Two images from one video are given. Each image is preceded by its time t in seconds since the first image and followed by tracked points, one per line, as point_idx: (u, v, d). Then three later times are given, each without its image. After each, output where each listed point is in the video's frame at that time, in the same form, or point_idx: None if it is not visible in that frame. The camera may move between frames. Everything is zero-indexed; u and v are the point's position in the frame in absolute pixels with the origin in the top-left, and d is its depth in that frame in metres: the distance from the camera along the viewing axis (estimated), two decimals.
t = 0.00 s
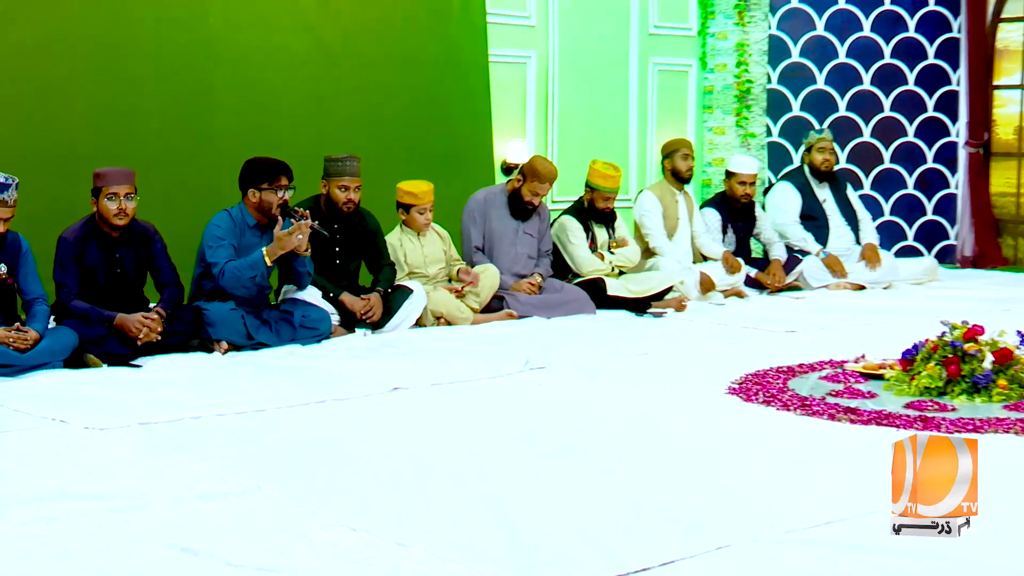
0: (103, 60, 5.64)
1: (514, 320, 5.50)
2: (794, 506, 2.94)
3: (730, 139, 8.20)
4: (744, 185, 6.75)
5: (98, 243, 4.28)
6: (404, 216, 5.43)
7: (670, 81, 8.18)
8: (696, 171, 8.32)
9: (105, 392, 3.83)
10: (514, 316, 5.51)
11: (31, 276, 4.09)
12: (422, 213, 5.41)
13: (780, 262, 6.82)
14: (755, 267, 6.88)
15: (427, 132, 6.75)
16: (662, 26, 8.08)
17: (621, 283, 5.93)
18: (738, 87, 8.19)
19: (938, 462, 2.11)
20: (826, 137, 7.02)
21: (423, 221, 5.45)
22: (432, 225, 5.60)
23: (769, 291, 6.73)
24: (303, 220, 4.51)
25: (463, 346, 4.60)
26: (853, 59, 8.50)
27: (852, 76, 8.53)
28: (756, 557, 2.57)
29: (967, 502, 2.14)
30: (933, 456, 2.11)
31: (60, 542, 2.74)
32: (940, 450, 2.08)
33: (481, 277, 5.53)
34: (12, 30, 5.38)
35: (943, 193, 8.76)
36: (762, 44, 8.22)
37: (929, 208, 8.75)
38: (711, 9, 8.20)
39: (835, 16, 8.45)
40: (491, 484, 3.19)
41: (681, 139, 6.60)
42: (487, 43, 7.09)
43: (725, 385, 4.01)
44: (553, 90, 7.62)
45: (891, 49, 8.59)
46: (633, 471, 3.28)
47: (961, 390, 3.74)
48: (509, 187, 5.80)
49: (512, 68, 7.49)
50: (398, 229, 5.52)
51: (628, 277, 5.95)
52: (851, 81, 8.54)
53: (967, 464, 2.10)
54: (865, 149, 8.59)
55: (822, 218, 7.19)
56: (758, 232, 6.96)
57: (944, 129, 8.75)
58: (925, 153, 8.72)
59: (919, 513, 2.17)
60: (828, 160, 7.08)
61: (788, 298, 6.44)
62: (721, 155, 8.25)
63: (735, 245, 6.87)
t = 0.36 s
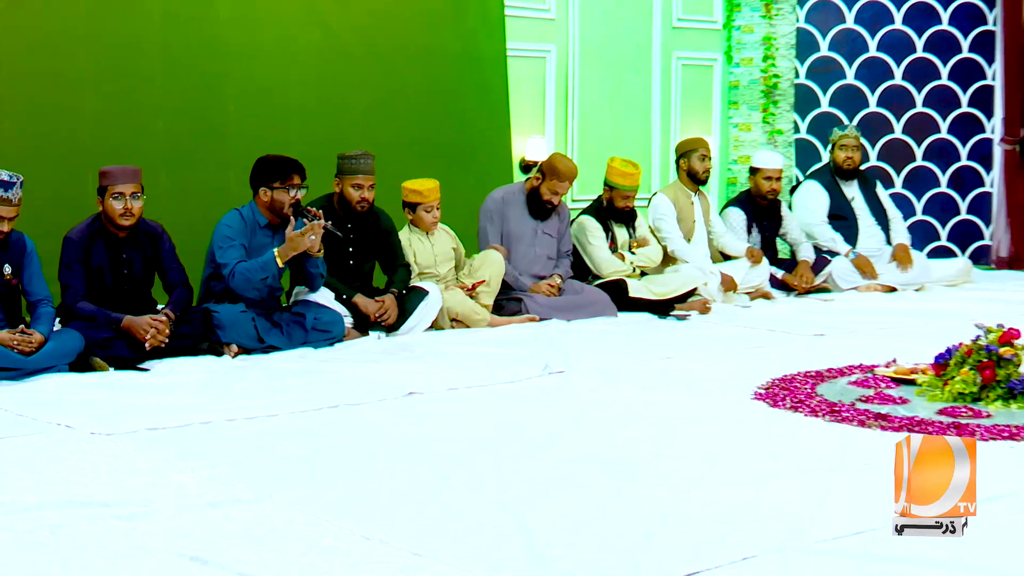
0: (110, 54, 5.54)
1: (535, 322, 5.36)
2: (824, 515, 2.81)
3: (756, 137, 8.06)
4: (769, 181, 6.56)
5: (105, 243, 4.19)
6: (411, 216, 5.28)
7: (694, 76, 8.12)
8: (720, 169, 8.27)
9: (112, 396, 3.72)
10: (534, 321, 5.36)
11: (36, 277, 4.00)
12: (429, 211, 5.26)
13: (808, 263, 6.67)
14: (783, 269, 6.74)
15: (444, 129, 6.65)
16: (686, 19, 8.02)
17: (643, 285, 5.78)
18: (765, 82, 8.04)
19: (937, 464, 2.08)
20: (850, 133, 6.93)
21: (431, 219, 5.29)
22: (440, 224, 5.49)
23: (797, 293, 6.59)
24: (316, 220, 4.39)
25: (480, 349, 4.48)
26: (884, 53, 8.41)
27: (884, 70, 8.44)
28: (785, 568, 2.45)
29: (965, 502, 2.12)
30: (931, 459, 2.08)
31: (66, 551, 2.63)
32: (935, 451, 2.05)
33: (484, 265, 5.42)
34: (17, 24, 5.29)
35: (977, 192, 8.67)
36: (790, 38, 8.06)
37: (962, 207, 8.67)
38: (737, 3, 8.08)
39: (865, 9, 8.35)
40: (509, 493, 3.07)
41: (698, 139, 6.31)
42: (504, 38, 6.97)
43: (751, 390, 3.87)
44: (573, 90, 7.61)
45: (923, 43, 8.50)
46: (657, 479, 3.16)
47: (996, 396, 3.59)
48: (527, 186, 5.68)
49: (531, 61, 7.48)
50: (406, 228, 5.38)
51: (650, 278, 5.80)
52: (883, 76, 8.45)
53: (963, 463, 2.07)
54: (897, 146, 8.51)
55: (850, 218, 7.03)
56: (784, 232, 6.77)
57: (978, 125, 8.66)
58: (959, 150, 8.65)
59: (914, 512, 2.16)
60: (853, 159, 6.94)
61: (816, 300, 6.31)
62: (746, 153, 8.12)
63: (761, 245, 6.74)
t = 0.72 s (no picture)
0: (118, 45, 5.44)
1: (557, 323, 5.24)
2: (855, 526, 2.68)
3: (782, 134, 8.15)
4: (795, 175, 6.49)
5: (111, 243, 4.09)
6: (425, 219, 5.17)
7: (719, 70, 8.19)
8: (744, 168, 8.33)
9: (118, 402, 3.62)
10: (554, 321, 5.21)
11: (40, 278, 3.90)
12: (443, 214, 5.16)
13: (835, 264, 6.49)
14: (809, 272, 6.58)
15: (460, 124, 6.54)
16: (710, 12, 8.10)
17: (665, 287, 5.66)
18: (792, 77, 8.11)
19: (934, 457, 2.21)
20: (876, 129, 6.78)
21: (445, 222, 5.19)
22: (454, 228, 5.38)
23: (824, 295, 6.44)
24: (328, 220, 4.29)
25: (495, 353, 4.36)
26: (915, 47, 8.31)
27: (915, 65, 8.35)
28: None
29: (962, 501, 2.22)
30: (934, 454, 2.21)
31: (68, 561, 2.52)
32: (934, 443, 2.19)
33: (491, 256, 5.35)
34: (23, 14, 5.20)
35: (1011, 192, 8.52)
36: (817, 31, 8.09)
37: (996, 207, 8.52)
38: None
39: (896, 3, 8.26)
40: (527, 501, 2.95)
41: (715, 147, 6.18)
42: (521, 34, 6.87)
43: (777, 396, 3.75)
44: (593, 84, 7.64)
45: (956, 36, 8.37)
46: (680, 488, 3.03)
47: None
48: (545, 185, 5.57)
49: (549, 55, 7.49)
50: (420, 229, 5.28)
51: (672, 280, 5.68)
52: (913, 71, 8.36)
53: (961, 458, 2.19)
54: (930, 142, 8.41)
55: (879, 218, 6.89)
56: (810, 232, 6.68)
57: (1012, 122, 8.50)
58: (993, 148, 8.51)
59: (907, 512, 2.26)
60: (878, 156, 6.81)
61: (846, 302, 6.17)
62: (772, 150, 8.20)
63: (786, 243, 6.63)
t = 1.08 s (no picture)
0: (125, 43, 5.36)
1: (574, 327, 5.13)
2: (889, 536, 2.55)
3: (808, 131, 8.06)
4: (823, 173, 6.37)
5: (116, 245, 4.01)
6: (449, 214, 5.10)
7: (743, 66, 8.09)
8: (770, 167, 8.22)
9: (123, 408, 3.52)
10: (574, 326, 5.11)
11: (44, 281, 3.81)
12: (469, 210, 5.10)
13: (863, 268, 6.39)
14: (837, 274, 6.45)
15: (476, 123, 6.43)
16: (734, 6, 7.98)
17: (687, 290, 5.57)
18: (818, 72, 8.01)
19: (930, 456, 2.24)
20: (904, 129, 6.65)
21: (468, 219, 5.12)
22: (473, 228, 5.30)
23: (851, 298, 6.33)
24: (340, 221, 4.18)
25: (511, 359, 4.24)
26: (946, 41, 8.18)
27: (946, 61, 8.22)
28: None
29: (958, 501, 2.26)
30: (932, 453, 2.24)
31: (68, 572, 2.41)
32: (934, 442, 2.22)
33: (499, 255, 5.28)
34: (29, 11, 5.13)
35: None
36: (846, 26, 7.99)
37: None
38: None
39: None
40: (544, 511, 2.84)
41: (740, 147, 5.95)
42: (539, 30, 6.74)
43: (803, 403, 3.62)
44: (613, 78, 7.59)
45: (989, 31, 8.25)
46: (704, 498, 2.91)
47: None
48: (563, 185, 5.44)
49: (570, 50, 7.44)
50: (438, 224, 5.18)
51: (695, 283, 5.59)
52: (945, 66, 8.24)
53: (957, 461, 2.23)
54: (963, 140, 8.31)
55: (910, 219, 6.74)
56: (838, 232, 6.53)
57: None
58: None
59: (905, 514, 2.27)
60: (908, 155, 6.67)
61: (875, 305, 6.06)
62: (797, 148, 8.11)
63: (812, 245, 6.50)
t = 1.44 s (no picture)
0: (129, 40, 5.27)
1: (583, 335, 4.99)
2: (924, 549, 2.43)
3: (834, 130, 8.03)
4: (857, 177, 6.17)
5: (121, 247, 3.91)
6: (466, 206, 4.98)
7: (769, 62, 8.07)
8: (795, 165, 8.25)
9: (128, 415, 3.42)
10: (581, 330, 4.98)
11: (46, 284, 3.72)
12: (486, 202, 4.98)
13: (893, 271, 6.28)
14: (864, 278, 6.27)
15: (489, 122, 6.34)
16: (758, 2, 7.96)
17: (710, 296, 5.39)
18: (845, 69, 7.91)
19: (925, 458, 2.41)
20: (938, 125, 6.55)
21: (484, 213, 5.00)
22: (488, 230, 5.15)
23: (880, 303, 6.18)
24: (350, 221, 4.07)
25: (526, 365, 4.13)
26: (978, 37, 8.13)
27: (977, 56, 8.17)
28: None
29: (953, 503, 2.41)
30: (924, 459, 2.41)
31: None
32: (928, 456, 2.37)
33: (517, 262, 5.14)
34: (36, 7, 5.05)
35: None
36: (874, 20, 7.89)
37: None
38: None
39: None
40: (562, 523, 2.72)
41: (773, 145, 5.83)
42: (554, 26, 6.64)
43: (829, 411, 3.50)
44: (632, 73, 7.60)
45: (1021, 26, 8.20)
46: (729, 509, 2.80)
47: None
48: (581, 185, 5.35)
49: (588, 46, 7.45)
50: (454, 222, 5.04)
51: (717, 287, 5.42)
52: (976, 62, 8.18)
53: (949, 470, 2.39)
54: (994, 139, 8.29)
55: (943, 221, 6.61)
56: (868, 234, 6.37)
57: None
58: None
59: (904, 514, 2.46)
60: (942, 154, 6.54)
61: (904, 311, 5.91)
62: (824, 147, 8.10)
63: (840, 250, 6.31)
